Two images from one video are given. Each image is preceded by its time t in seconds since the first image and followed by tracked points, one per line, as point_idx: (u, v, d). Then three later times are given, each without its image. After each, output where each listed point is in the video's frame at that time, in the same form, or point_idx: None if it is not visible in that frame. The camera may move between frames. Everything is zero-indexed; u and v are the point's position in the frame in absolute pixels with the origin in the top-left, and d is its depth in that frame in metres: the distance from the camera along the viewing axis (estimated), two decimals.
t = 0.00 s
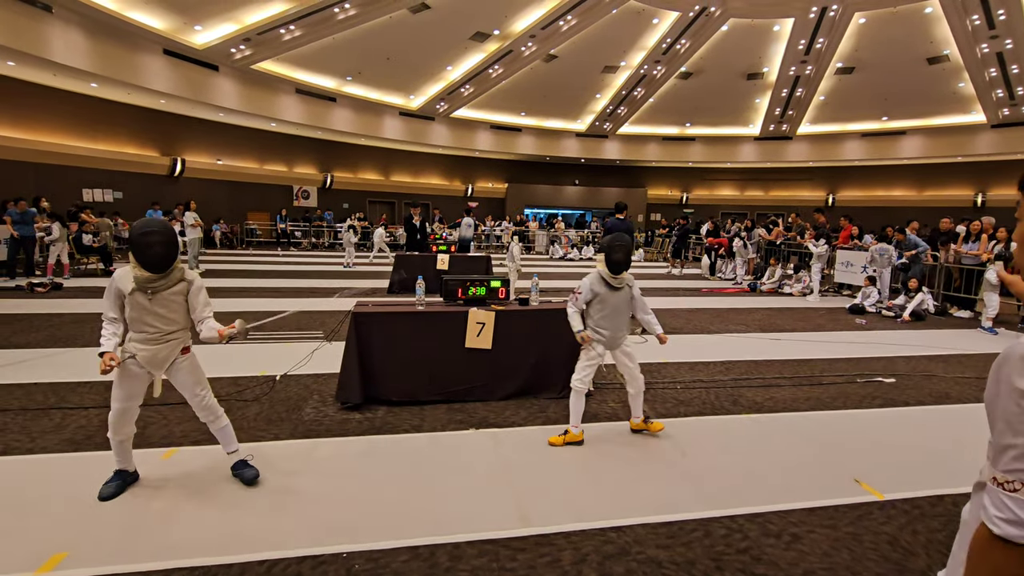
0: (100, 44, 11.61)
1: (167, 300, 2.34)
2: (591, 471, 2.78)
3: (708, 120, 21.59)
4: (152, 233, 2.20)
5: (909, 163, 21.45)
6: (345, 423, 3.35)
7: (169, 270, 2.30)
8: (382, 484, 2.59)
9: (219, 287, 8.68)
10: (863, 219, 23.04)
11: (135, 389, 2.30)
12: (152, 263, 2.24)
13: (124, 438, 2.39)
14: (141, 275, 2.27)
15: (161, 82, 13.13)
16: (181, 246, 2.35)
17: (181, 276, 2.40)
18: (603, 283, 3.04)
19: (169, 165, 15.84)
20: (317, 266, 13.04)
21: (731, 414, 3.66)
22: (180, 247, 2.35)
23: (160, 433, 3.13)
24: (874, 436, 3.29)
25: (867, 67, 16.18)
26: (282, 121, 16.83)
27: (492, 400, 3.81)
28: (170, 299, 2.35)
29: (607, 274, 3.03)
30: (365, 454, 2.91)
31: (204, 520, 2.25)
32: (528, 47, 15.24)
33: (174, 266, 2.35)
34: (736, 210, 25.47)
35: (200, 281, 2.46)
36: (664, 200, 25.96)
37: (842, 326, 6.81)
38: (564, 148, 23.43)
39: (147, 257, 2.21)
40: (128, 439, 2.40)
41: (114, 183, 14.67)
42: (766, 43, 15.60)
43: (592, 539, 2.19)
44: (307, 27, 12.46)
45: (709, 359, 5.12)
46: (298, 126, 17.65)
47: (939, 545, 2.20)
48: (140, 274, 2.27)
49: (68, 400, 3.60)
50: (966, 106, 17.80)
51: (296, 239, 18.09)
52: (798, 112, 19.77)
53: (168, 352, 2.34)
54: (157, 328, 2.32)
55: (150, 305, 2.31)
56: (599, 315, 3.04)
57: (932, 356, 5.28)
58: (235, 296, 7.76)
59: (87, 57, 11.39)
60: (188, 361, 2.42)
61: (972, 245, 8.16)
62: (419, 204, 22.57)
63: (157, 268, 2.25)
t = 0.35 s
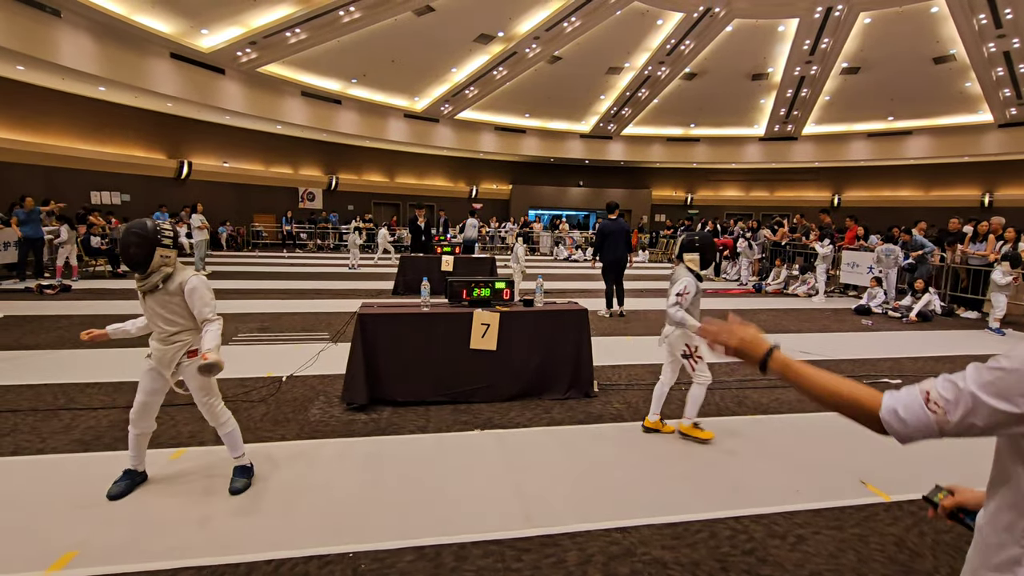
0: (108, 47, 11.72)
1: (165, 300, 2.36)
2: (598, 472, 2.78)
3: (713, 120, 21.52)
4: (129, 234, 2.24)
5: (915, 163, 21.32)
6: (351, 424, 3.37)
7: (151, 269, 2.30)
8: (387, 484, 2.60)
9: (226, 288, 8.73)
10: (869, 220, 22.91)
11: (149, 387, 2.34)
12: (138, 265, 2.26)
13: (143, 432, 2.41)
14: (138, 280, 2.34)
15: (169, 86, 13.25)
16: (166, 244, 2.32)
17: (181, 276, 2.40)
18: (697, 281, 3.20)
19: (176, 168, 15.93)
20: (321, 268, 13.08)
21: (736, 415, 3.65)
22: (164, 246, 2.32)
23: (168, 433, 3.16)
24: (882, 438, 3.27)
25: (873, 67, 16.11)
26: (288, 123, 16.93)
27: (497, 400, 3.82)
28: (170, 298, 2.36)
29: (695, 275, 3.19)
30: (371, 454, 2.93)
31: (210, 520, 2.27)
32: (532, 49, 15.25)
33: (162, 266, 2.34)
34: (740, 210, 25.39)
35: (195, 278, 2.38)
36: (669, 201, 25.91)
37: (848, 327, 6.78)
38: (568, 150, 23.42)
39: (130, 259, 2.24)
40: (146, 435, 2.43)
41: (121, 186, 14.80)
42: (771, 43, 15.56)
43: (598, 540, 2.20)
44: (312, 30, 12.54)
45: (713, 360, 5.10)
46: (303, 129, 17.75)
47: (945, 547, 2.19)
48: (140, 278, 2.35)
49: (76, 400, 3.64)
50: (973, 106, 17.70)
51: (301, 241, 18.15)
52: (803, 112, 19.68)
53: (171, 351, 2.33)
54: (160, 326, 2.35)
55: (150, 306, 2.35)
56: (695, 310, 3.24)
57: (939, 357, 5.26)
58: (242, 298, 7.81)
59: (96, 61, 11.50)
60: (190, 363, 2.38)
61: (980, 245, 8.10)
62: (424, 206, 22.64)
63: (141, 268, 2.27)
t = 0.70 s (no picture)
0: (114, 50, 11.80)
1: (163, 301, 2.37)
2: (602, 472, 2.78)
3: (717, 121, 21.49)
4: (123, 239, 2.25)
5: (920, 163, 21.24)
6: (356, 424, 3.38)
7: (148, 273, 2.31)
8: (391, 485, 2.61)
9: (230, 289, 8.78)
10: (873, 220, 22.84)
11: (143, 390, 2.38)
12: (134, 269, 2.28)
13: (140, 430, 2.45)
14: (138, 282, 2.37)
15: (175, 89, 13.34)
16: (161, 248, 2.31)
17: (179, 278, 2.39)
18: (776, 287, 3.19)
19: (181, 169, 16.04)
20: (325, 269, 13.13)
21: (740, 417, 3.64)
22: (159, 250, 2.30)
23: (173, 434, 3.17)
24: (887, 439, 3.26)
25: (877, 67, 16.06)
26: (292, 125, 17.00)
27: (501, 401, 3.82)
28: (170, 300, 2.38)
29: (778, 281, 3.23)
30: (374, 454, 2.94)
31: (215, 520, 2.27)
32: (535, 50, 15.27)
33: (159, 269, 2.35)
34: (744, 211, 25.33)
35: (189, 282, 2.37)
36: (672, 202, 25.87)
37: (852, 328, 6.75)
38: (571, 151, 23.43)
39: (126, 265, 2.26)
40: (146, 432, 2.47)
41: (126, 188, 14.88)
42: (775, 44, 15.53)
43: (601, 541, 2.20)
44: (316, 32, 12.59)
45: (717, 361, 5.09)
46: (307, 131, 17.83)
47: (950, 549, 2.18)
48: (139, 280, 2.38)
49: (82, 401, 3.66)
50: (979, 105, 17.61)
51: (306, 242, 18.22)
52: (807, 113, 19.65)
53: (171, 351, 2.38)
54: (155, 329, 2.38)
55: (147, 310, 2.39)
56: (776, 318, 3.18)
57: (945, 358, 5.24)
58: (247, 298, 7.85)
59: (101, 63, 11.58)
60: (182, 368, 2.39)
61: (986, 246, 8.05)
62: (427, 207, 22.68)
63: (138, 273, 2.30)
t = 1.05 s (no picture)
0: (119, 52, 11.86)
1: (157, 298, 2.38)
2: (605, 472, 2.78)
3: (720, 121, 21.45)
4: (131, 236, 2.23)
5: (925, 162, 21.14)
6: (359, 424, 3.39)
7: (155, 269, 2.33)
8: (395, 485, 2.61)
9: (236, 289, 8.82)
10: (877, 220, 22.73)
11: (127, 387, 2.32)
12: (136, 266, 2.26)
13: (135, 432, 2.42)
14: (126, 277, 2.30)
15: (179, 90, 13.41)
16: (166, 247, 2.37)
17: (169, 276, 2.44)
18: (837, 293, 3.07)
19: (185, 171, 16.10)
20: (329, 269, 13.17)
21: (743, 416, 3.63)
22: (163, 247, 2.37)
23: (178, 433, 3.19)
24: (892, 439, 3.25)
25: (881, 66, 15.99)
26: (295, 125, 17.03)
27: (504, 401, 3.83)
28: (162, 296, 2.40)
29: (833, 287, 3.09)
30: (378, 454, 2.95)
31: (219, 519, 2.28)
32: (538, 50, 15.28)
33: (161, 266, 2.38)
34: (748, 211, 25.26)
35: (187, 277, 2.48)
36: (676, 202, 25.82)
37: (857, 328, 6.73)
38: (574, 151, 23.40)
39: (135, 261, 2.24)
40: (138, 435, 2.45)
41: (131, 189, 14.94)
42: (778, 43, 15.50)
43: (605, 541, 2.20)
44: (320, 32, 12.63)
45: (721, 361, 5.08)
46: (311, 131, 17.86)
47: (956, 549, 2.17)
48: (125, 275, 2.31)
49: (89, 400, 3.68)
50: (985, 104, 17.51)
51: (309, 243, 18.25)
52: (811, 112, 19.58)
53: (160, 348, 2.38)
54: (144, 326, 2.35)
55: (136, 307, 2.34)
56: (835, 325, 3.07)
57: (951, 358, 5.23)
58: (251, 299, 7.88)
59: (106, 65, 11.64)
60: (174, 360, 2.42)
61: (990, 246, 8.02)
62: (430, 207, 22.71)
63: (144, 270, 2.28)
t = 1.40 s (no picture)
0: (122, 52, 11.91)
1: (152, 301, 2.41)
2: (609, 472, 2.78)
3: (723, 120, 21.40)
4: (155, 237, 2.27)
5: (930, 161, 21.05)
6: (362, 423, 3.39)
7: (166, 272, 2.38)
8: (399, 484, 2.61)
9: (239, 289, 8.84)
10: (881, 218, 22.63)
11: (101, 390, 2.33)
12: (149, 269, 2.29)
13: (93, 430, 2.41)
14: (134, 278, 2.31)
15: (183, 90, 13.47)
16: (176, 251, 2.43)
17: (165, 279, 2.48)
18: (871, 281, 3.13)
19: (188, 171, 16.15)
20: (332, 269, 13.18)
21: (747, 416, 3.62)
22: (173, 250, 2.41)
23: (182, 432, 3.19)
24: (897, 438, 3.23)
25: (886, 65, 15.92)
26: (298, 125, 17.06)
27: (508, 400, 3.83)
28: (156, 298, 2.43)
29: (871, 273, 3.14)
30: (381, 452, 2.96)
31: (223, 519, 2.29)
32: (541, 50, 15.28)
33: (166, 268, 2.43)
34: (751, 210, 25.18)
35: (182, 281, 2.55)
36: (679, 201, 25.77)
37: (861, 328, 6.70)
38: (577, 150, 23.37)
39: (152, 265, 2.27)
40: (97, 435, 2.44)
41: (135, 189, 14.98)
42: (782, 42, 15.45)
43: (608, 540, 2.20)
44: (323, 32, 12.66)
45: (724, 361, 5.07)
46: (314, 131, 17.89)
47: (961, 549, 2.16)
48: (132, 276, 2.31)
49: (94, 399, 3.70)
50: (990, 103, 17.43)
51: (312, 242, 18.26)
52: (815, 111, 19.53)
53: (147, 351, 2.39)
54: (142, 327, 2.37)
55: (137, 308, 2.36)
56: (872, 310, 3.14)
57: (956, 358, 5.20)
58: (255, 298, 7.89)
59: (110, 65, 11.68)
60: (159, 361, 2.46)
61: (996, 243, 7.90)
62: (433, 207, 22.72)
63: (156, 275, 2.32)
